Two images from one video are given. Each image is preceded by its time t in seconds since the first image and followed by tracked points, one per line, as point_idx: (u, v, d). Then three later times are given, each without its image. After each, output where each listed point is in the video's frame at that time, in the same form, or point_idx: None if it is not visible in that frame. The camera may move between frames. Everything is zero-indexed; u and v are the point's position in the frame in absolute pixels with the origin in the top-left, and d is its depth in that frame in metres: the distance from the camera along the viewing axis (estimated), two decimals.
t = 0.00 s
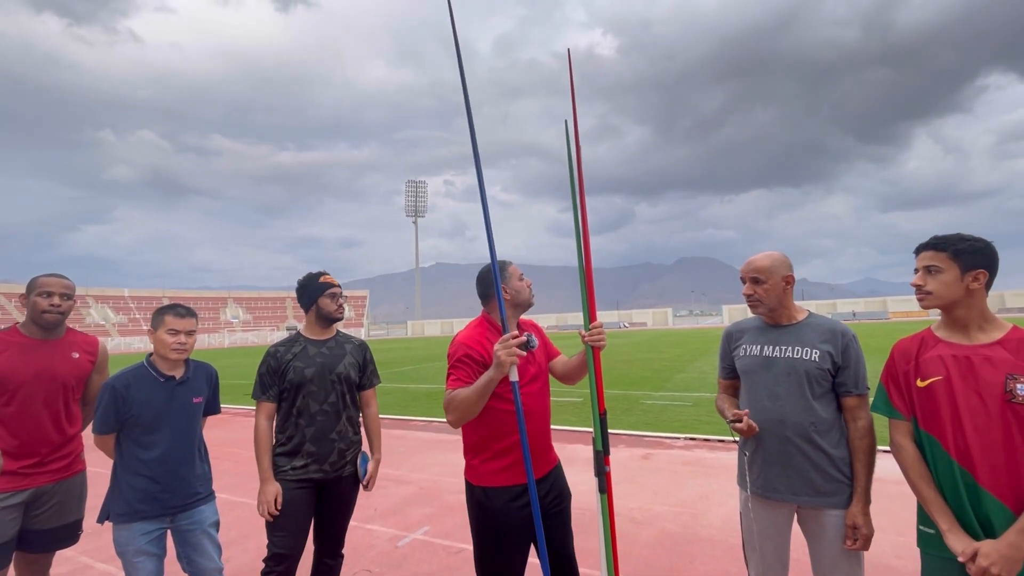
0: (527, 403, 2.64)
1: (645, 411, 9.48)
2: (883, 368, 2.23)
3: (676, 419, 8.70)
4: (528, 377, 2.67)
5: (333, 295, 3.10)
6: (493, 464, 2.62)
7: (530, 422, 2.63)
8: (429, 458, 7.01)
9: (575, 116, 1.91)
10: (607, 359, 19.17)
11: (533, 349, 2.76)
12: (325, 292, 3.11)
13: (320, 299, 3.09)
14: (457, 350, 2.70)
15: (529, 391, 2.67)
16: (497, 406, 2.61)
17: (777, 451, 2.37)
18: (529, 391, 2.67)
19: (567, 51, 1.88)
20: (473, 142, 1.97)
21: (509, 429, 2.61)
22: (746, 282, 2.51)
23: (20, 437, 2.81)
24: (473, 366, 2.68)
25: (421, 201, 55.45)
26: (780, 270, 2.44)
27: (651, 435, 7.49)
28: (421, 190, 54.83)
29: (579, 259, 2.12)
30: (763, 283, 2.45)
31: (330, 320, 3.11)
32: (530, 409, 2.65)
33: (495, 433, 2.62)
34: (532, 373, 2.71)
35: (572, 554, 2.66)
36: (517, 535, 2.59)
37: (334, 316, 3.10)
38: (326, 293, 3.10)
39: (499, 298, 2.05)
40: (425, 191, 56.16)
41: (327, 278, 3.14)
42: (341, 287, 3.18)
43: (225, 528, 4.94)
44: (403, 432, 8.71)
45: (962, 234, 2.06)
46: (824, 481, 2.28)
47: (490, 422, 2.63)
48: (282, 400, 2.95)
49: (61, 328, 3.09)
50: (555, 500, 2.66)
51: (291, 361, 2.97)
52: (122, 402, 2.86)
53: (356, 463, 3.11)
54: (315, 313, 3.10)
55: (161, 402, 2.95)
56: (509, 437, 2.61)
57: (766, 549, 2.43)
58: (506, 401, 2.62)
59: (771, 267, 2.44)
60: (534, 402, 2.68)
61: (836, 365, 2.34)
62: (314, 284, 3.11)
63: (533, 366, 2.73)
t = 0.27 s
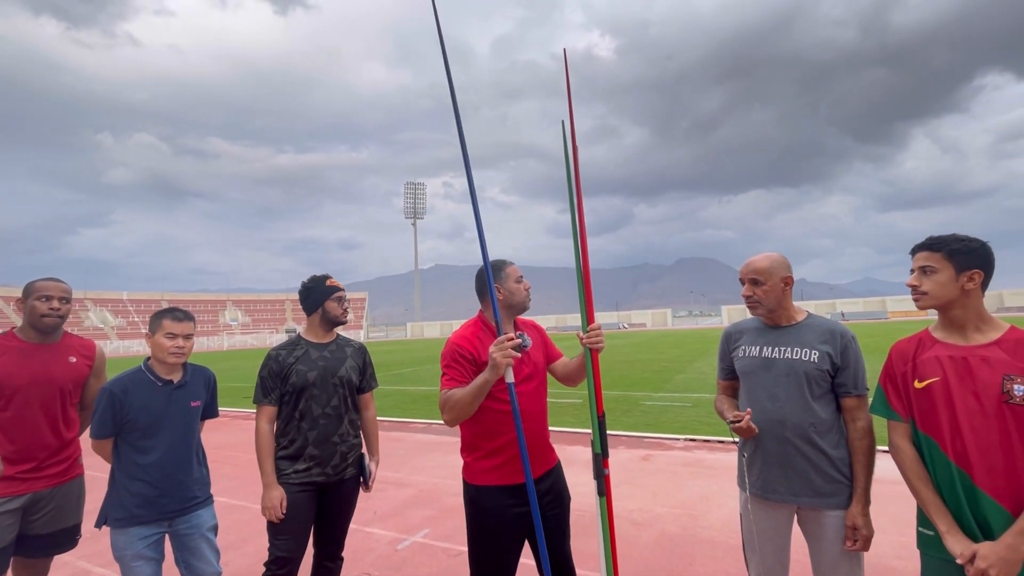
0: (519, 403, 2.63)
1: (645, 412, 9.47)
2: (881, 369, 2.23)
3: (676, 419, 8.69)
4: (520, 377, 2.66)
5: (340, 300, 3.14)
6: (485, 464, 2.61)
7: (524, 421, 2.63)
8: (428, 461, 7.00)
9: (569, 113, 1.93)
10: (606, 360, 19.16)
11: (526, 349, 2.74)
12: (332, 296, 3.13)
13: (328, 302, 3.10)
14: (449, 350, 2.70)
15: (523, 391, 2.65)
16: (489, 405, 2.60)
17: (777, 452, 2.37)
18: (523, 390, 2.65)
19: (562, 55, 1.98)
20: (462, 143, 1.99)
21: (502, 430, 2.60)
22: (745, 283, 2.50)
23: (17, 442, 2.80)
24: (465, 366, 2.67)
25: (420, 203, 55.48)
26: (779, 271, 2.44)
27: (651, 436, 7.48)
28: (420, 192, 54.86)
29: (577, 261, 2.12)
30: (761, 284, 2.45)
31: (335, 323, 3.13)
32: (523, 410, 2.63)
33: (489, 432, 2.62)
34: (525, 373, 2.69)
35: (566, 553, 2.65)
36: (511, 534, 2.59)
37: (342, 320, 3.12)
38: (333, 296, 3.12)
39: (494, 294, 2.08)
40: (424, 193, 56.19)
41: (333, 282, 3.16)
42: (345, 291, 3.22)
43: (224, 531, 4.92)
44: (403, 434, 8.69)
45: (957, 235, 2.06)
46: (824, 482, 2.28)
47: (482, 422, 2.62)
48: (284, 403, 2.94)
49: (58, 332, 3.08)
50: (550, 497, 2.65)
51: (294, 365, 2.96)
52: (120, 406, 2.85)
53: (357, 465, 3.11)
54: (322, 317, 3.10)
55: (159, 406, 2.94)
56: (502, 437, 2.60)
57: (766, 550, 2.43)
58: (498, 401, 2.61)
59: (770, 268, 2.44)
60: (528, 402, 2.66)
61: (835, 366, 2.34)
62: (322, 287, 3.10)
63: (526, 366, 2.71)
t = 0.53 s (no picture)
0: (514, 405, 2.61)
1: (644, 412, 9.48)
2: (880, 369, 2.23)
3: (675, 420, 8.70)
4: (515, 378, 2.64)
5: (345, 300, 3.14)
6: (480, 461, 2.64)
7: (522, 422, 2.60)
8: (427, 462, 6.99)
9: (569, 109, 1.90)
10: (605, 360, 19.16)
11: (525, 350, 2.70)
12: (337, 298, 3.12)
13: (336, 304, 3.10)
14: (451, 345, 2.73)
15: (519, 393, 2.63)
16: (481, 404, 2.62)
17: (777, 453, 2.37)
18: (518, 392, 2.62)
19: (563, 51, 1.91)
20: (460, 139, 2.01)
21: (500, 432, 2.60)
22: (745, 284, 2.50)
23: (15, 444, 2.79)
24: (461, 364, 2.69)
25: (418, 204, 55.49)
26: (779, 271, 2.44)
27: (650, 437, 7.48)
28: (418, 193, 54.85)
29: (578, 261, 2.11)
30: (761, 284, 2.45)
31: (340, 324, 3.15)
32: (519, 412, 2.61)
33: (482, 431, 2.65)
34: (523, 375, 2.66)
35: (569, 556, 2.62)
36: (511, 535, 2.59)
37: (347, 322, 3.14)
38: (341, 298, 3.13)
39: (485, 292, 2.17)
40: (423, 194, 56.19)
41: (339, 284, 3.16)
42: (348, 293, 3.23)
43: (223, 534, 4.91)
44: (402, 435, 8.68)
45: (954, 235, 2.06)
46: (824, 482, 2.28)
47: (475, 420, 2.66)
48: (285, 405, 2.93)
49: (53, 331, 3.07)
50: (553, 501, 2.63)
51: (296, 367, 2.95)
52: (118, 409, 2.84)
53: (358, 467, 3.10)
54: (327, 319, 3.10)
55: (157, 408, 2.93)
56: (494, 437, 2.61)
57: (766, 550, 2.43)
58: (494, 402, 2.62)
59: (770, 269, 2.44)
60: (525, 404, 2.64)
61: (835, 366, 2.34)
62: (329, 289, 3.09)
63: (525, 367, 2.68)
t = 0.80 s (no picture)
0: (521, 410, 2.66)
1: (644, 412, 9.49)
2: (880, 370, 2.23)
3: (675, 420, 8.70)
4: (521, 383, 2.70)
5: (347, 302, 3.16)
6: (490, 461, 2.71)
7: (529, 425, 2.64)
8: (428, 463, 7.00)
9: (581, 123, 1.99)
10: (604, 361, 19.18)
11: (533, 356, 2.71)
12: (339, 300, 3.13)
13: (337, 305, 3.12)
14: (464, 351, 2.83)
15: (526, 397, 2.68)
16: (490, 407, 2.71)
17: (778, 453, 2.37)
18: (524, 397, 2.69)
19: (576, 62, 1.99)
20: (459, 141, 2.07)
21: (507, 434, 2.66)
22: (745, 285, 2.51)
23: (18, 446, 2.80)
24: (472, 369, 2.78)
25: (418, 205, 55.50)
26: (780, 272, 2.45)
27: (650, 437, 7.49)
28: (417, 193, 54.90)
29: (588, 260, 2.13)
30: (762, 285, 2.46)
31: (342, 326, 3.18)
32: (526, 415, 2.65)
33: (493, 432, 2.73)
34: (530, 379, 2.70)
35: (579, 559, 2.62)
36: (521, 536, 2.60)
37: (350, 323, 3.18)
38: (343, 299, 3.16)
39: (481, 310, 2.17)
40: (422, 195, 56.20)
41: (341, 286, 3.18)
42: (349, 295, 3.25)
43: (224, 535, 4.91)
44: (402, 436, 8.68)
45: (953, 236, 2.07)
46: (824, 482, 2.29)
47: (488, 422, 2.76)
48: (288, 407, 2.93)
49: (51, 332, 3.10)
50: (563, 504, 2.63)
51: (299, 368, 2.95)
52: (120, 410, 2.84)
53: (360, 468, 3.11)
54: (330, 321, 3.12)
55: (160, 410, 2.93)
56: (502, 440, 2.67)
57: (767, 550, 2.44)
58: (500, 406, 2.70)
59: (771, 269, 2.44)
60: (533, 408, 2.66)
61: (835, 367, 2.35)
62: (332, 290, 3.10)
63: (534, 372, 2.70)
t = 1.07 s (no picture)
0: (535, 410, 2.65)
1: (644, 412, 9.49)
2: (879, 370, 2.23)
3: (675, 420, 8.70)
4: (533, 385, 2.68)
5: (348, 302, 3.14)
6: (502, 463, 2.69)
7: (542, 426, 2.62)
8: (427, 463, 6.99)
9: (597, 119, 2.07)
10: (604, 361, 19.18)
11: (543, 358, 2.71)
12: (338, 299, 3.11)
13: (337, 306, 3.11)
14: (471, 357, 2.82)
15: (538, 398, 2.67)
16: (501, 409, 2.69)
17: (779, 454, 2.37)
18: (536, 399, 2.68)
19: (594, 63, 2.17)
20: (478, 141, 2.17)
21: (520, 435, 2.65)
22: (746, 285, 2.50)
23: (17, 445, 2.79)
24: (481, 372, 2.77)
25: (417, 205, 55.46)
26: (781, 273, 2.44)
27: (650, 437, 7.49)
28: (417, 193, 54.88)
29: (600, 260, 2.12)
30: (763, 286, 2.45)
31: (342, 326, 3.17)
32: (540, 416, 2.64)
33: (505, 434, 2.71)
34: (543, 380, 2.69)
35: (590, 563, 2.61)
36: (532, 540, 2.59)
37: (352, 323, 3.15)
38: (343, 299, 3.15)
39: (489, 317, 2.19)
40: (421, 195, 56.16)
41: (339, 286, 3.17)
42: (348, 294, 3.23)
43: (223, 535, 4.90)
44: (402, 436, 8.68)
45: (952, 236, 2.07)
46: (826, 483, 2.28)
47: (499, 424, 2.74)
48: (287, 408, 2.92)
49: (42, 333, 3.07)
50: (577, 507, 2.61)
51: (298, 368, 2.94)
52: (120, 410, 2.83)
53: (360, 468, 3.10)
54: (331, 321, 3.11)
55: (159, 410, 2.93)
56: (515, 441, 2.66)
57: (767, 551, 2.43)
58: (512, 407, 2.69)
59: (772, 270, 2.44)
60: (546, 408, 2.66)
61: (837, 367, 2.35)
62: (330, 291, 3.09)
63: (546, 373, 2.70)
